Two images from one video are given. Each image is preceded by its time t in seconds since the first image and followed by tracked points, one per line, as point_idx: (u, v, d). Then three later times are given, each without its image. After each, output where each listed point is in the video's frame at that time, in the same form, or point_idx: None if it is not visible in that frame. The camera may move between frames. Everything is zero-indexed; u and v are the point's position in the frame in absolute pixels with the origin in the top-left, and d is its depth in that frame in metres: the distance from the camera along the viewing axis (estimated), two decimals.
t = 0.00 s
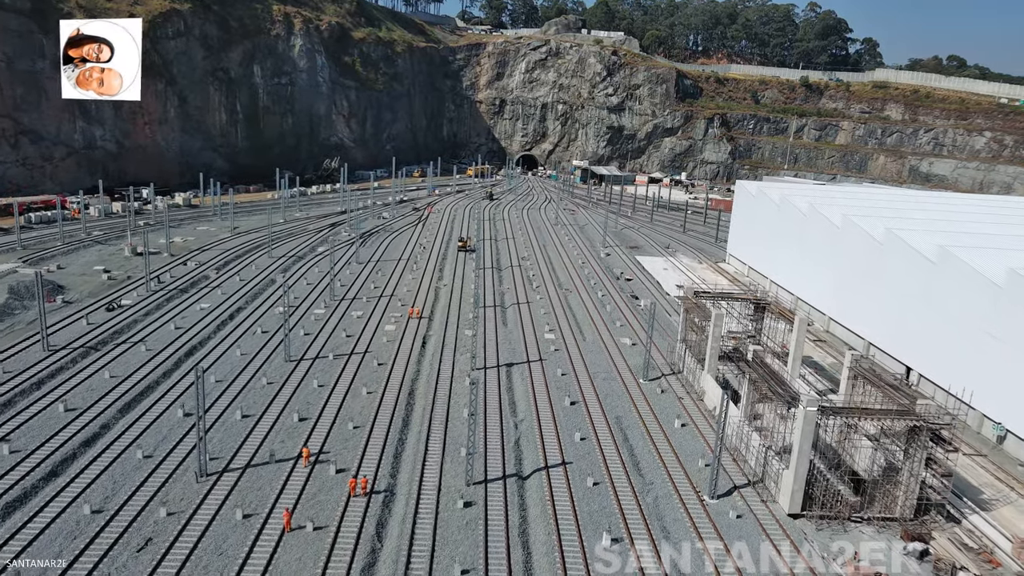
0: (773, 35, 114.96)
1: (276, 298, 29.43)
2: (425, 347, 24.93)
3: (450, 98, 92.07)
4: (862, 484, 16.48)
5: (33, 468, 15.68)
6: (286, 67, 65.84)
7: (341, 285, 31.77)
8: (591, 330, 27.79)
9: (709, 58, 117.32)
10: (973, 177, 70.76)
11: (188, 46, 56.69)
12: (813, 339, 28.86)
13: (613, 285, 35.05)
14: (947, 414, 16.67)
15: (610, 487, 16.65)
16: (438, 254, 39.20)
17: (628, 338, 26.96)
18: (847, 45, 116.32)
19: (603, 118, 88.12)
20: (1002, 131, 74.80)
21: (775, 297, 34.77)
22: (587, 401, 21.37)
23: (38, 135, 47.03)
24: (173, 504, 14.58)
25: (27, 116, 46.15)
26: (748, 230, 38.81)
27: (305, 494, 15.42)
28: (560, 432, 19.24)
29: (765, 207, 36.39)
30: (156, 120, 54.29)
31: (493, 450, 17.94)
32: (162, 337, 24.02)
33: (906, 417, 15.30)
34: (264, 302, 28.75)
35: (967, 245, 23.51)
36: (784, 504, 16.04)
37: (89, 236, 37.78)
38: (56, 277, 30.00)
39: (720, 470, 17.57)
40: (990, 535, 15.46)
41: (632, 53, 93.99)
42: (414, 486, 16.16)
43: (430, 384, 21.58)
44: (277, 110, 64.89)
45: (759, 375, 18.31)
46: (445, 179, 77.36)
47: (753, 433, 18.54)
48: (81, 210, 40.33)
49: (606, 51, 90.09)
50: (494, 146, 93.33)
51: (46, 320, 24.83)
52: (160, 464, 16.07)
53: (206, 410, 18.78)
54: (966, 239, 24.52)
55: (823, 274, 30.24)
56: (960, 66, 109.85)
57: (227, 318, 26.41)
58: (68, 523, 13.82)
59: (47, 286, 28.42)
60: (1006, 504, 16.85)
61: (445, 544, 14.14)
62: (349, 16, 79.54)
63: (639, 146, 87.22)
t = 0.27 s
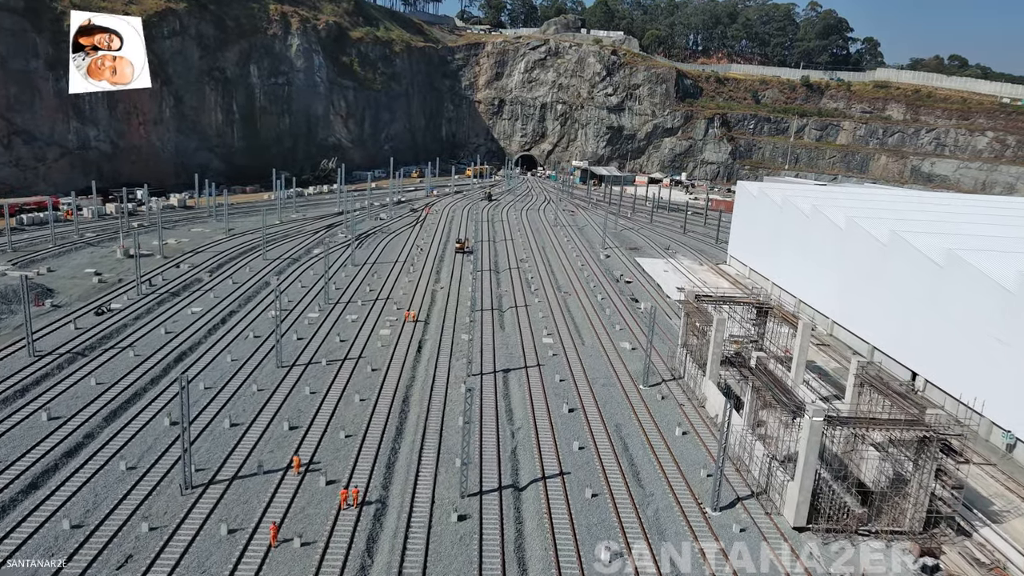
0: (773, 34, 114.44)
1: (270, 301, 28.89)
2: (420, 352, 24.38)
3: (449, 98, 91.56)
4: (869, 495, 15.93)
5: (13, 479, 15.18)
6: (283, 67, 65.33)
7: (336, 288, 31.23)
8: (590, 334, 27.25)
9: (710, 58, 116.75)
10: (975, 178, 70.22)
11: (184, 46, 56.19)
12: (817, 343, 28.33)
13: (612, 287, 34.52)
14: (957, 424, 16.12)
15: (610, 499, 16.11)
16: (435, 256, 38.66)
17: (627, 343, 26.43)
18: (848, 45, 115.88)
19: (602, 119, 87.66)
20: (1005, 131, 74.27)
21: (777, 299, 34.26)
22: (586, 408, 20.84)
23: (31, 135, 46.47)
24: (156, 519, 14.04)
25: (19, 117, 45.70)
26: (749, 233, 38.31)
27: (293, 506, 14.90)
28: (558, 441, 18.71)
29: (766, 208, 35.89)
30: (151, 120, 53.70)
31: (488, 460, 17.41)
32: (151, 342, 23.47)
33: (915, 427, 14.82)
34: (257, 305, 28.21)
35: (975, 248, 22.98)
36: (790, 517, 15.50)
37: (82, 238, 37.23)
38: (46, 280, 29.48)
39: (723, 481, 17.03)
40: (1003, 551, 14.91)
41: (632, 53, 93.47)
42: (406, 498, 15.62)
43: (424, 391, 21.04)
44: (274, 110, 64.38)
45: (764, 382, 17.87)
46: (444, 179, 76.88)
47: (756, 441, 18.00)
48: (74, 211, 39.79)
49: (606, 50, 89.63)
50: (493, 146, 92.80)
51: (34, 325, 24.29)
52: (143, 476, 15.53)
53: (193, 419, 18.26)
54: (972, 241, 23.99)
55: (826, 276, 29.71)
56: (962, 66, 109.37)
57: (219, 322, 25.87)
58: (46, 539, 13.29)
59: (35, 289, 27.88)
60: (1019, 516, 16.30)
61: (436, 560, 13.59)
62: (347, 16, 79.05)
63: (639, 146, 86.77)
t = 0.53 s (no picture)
0: (773, 34, 113.90)
1: (263, 304, 28.36)
2: (415, 357, 23.86)
3: (448, 98, 91.06)
4: (878, 507, 15.41)
5: None
6: (280, 67, 64.80)
7: (331, 291, 30.71)
8: (589, 338, 26.75)
9: (710, 58, 116.23)
10: (977, 178, 69.72)
11: (179, 45, 55.65)
12: (820, 347, 27.84)
13: (612, 290, 34.02)
14: (969, 434, 15.60)
15: (610, 512, 15.59)
16: (432, 258, 38.14)
17: (627, 347, 25.91)
18: (849, 45, 115.45)
19: (602, 119, 87.21)
20: (1007, 131, 73.75)
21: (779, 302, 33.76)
22: (586, 415, 20.34)
23: (23, 136, 45.89)
24: (138, 535, 13.51)
25: (12, 117, 45.11)
26: (751, 234, 37.81)
27: (282, 520, 14.37)
28: (556, 450, 18.19)
29: (768, 209, 35.38)
30: (146, 120, 53.13)
31: (484, 470, 16.89)
32: (140, 347, 22.95)
33: (925, 437, 14.31)
34: (250, 309, 27.70)
35: (983, 250, 22.47)
36: (795, 530, 14.97)
37: (74, 240, 36.70)
38: (35, 283, 28.94)
39: (727, 492, 16.50)
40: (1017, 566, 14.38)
41: (632, 53, 92.93)
42: (398, 511, 15.09)
43: (419, 398, 20.52)
44: (271, 110, 63.84)
45: (767, 393, 17.13)
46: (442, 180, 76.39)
47: (760, 450, 17.49)
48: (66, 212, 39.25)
49: (605, 50, 89.11)
50: (492, 147, 92.30)
51: (20, 329, 23.75)
52: (127, 489, 15.01)
53: (181, 428, 17.74)
54: (980, 244, 23.48)
55: (830, 279, 29.21)
56: (963, 65, 108.89)
57: (210, 326, 25.35)
58: (21, 556, 12.76)
59: (24, 293, 27.36)
60: None
61: None
62: (345, 16, 78.55)
63: (638, 146, 86.32)
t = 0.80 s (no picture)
0: (774, 33, 113.39)
1: (256, 307, 27.83)
2: (411, 362, 23.35)
3: (447, 98, 90.57)
4: (887, 521, 14.91)
5: None
6: (277, 66, 64.26)
7: (326, 294, 30.20)
8: (588, 342, 26.27)
9: (710, 58, 115.73)
10: (979, 178, 69.28)
11: (175, 44, 55.11)
12: (824, 351, 27.34)
13: (612, 292, 33.54)
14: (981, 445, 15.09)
15: (609, 524, 15.10)
16: (429, 260, 37.64)
17: (627, 352, 25.42)
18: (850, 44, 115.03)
19: (601, 118, 86.78)
20: (1009, 131, 73.30)
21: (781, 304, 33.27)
22: (585, 423, 19.84)
23: (17, 136, 45.29)
24: (119, 552, 12.99)
25: (4, 117, 44.50)
26: (752, 236, 37.33)
27: (270, 536, 13.84)
28: (554, 459, 17.68)
29: (770, 211, 34.89)
30: (142, 120, 52.55)
31: (480, 481, 16.38)
32: (129, 352, 22.43)
33: (937, 448, 13.85)
34: (243, 313, 27.19)
35: (992, 254, 21.95)
36: (803, 544, 14.41)
37: (66, 242, 36.16)
38: (24, 287, 28.41)
39: (730, 504, 15.99)
40: None
41: (632, 52, 92.39)
42: (391, 525, 14.57)
43: (414, 405, 20.01)
44: (268, 110, 63.29)
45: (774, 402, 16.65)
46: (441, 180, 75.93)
47: (765, 461, 16.98)
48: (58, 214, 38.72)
49: (605, 49, 88.59)
50: (491, 147, 91.80)
51: (6, 334, 23.22)
52: (110, 502, 14.52)
53: (168, 437, 17.23)
54: (988, 246, 22.99)
55: (833, 282, 28.73)
56: (964, 65, 108.42)
57: (202, 330, 24.83)
58: None
59: (12, 296, 26.84)
60: None
61: None
62: (342, 15, 78.04)
63: (638, 146, 85.88)
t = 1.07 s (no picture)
0: (774, 32, 112.92)
1: (250, 310, 27.31)
2: (407, 368, 22.84)
3: (445, 97, 90.08)
4: (898, 535, 14.39)
5: None
6: (274, 66, 63.75)
7: (321, 297, 29.70)
8: (588, 346, 25.77)
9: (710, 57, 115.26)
10: (982, 179, 68.84)
11: (171, 44, 54.59)
12: (828, 355, 26.83)
13: (612, 295, 33.06)
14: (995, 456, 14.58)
15: (609, 537, 14.61)
16: (427, 262, 37.15)
17: (627, 356, 24.93)
18: (850, 44, 114.64)
19: (601, 118, 86.30)
20: (1012, 131, 72.87)
21: (784, 307, 32.77)
22: (584, 431, 19.33)
23: (10, 137, 44.69)
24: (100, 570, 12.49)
25: None
26: (754, 238, 36.86)
27: (257, 552, 13.32)
28: (552, 469, 17.18)
29: (772, 212, 34.41)
30: (137, 120, 51.98)
31: (476, 493, 15.87)
32: (118, 358, 21.91)
33: (949, 461, 13.34)
34: (236, 316, 26.68)
35: (999, 257, 21.45)
36: (809, 559, 13.90)
37: (58, 243, 35.64)
38: (13, 290, 27.89)
39: (734, 516, 15.50)
40: None
41: (632, 52, 91.86)
42: (383, 539, 14.05)
43: (409, 413, 19.51)
44: (264, 110, 62.77)
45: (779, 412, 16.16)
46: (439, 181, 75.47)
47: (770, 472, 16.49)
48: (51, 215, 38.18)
49: (605, 49, 88.09)
50: (490, 147, 91.27)
51: None
52: (92, 516, 14.02)
53: (155, 448, 16.71)
54: (996, 249, 22.48)
55: (837, 285, 28.23)
56: (965, 64, 107.98)
57: (193, 335, 24.31)
58: None
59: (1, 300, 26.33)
60: None
61: None
62: (340, 14, 77.56)
63: (638, 146, 85.43)
